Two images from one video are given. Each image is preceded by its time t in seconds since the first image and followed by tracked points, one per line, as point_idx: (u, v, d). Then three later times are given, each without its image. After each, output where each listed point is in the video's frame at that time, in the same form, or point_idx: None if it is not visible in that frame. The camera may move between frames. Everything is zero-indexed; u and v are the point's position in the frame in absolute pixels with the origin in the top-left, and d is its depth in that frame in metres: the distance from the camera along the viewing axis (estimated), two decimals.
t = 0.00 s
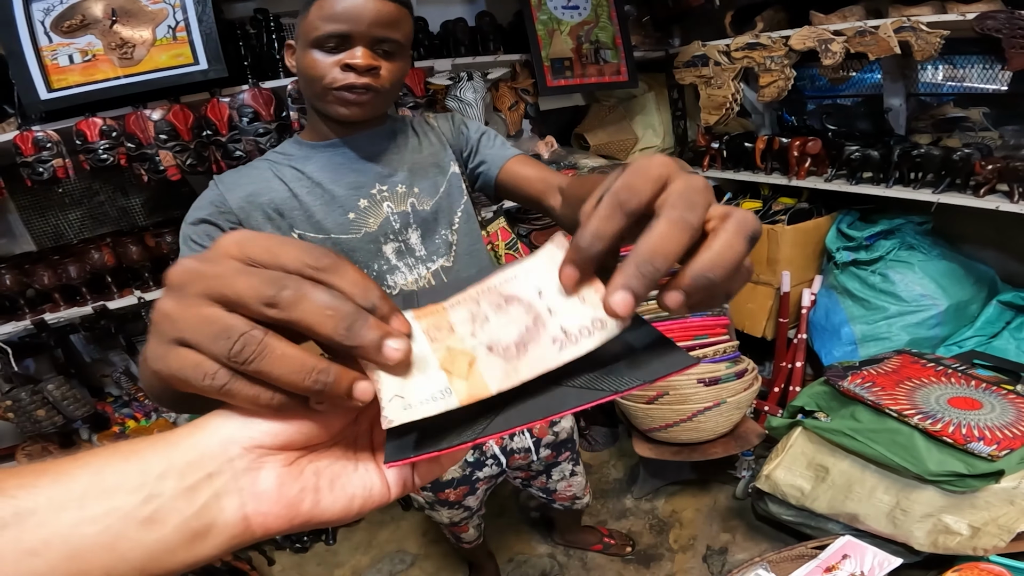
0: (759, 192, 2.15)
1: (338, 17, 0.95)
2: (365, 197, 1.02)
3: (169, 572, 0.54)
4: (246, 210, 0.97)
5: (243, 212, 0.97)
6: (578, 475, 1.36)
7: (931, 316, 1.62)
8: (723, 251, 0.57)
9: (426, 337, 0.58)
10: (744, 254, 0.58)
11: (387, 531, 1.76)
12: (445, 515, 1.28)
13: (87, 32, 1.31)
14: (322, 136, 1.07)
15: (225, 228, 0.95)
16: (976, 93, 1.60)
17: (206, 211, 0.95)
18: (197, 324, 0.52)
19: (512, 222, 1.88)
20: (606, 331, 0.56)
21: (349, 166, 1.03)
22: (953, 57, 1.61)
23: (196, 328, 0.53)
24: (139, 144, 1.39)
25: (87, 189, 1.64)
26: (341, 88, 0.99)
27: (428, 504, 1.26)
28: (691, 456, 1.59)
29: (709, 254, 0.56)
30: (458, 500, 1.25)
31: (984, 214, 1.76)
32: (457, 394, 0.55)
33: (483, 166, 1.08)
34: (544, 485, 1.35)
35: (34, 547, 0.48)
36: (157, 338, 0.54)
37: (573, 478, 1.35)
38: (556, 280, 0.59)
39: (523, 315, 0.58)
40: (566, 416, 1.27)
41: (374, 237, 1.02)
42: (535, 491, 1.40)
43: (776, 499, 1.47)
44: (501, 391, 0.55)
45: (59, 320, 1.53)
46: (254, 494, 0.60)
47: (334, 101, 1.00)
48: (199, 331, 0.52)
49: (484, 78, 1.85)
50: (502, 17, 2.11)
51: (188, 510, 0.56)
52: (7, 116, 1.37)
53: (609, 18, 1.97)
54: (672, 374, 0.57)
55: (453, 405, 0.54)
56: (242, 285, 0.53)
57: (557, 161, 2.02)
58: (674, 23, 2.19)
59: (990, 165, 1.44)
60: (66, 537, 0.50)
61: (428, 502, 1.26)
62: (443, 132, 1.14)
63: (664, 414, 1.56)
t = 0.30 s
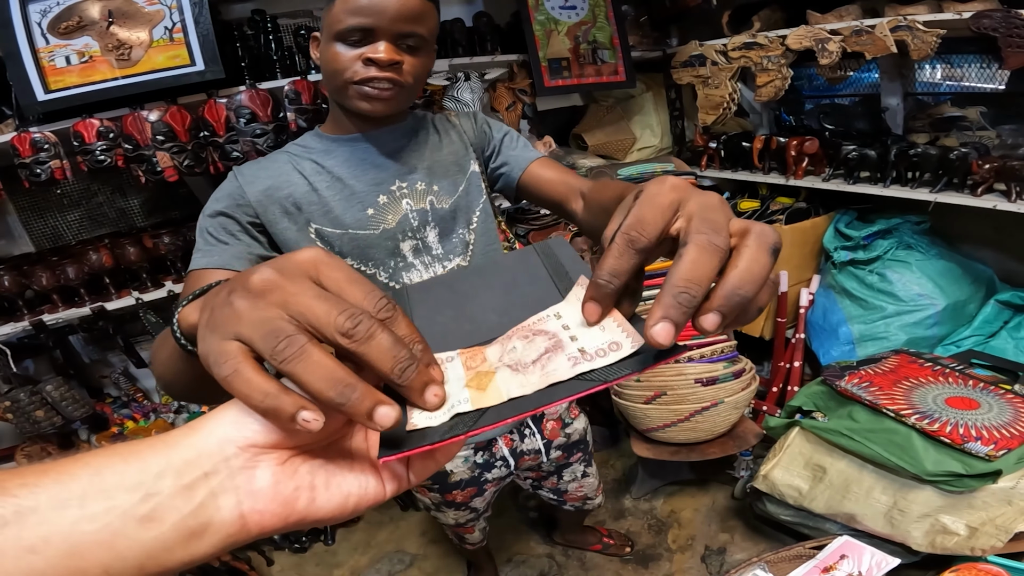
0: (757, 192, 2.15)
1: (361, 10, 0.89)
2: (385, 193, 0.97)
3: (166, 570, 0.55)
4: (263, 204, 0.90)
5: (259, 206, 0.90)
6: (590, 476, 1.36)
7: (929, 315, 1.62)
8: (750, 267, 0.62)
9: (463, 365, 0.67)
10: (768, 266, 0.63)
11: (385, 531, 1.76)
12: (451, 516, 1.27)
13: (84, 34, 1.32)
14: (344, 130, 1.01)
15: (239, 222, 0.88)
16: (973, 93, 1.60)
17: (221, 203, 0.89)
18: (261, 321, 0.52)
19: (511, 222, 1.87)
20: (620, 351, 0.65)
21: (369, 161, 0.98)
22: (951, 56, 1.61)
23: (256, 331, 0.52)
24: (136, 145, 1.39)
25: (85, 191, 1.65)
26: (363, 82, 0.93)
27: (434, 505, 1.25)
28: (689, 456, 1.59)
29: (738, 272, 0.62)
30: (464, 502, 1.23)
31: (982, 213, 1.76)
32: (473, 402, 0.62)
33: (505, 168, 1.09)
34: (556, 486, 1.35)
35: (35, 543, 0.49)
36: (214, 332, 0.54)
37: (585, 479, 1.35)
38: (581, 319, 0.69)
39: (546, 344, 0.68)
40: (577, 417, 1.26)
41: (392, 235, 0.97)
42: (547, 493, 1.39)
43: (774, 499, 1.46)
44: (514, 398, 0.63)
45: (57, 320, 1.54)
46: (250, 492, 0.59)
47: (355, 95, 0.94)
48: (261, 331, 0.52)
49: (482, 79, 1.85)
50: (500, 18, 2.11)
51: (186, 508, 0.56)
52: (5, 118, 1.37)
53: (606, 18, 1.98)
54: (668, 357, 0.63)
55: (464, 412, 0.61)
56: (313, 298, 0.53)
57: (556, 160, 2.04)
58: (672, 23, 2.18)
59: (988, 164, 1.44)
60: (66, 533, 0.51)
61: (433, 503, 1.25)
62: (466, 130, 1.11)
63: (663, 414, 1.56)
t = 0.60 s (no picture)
0: (757, 191, 2.15)
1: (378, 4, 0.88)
2: (398, 188, 0.97)
3: (164, 568, 0.55)
4: (276, 197, 0.90)
5: (272, 199, 0.90)
6: (593, 476, 1.36)
7: (929, 315, 1.62)
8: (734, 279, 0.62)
9: (447, 368, 0.67)
10: (750, 279, 0.64)
11: (385, 531, 1.76)
12: (454, 517, 1.27)
13: (82, 34, 1.32)
14: (359, 124, 1.00)
15: (252, 215, 0.88)
16: (973, 92, 1.59)
17: (234, 195, 0.89)
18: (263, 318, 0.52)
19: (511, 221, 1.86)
20: (597, 381, 0.63)
21: (383, 156, 0.98)
22: (951, 55, 1.61)
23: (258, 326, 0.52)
24: (135, 145, 1.39)
25: (85, 191, 1.65)
26: (381, 77, 0.92)
27: (437, 505, 1.25)
28: (689, 455, 1.59)
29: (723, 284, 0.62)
30: (467, 502, 1.23)
31: (982, 212, 1.76)
32: (447, 411, 0.62)
33: (518, 168, 1.09)
34: (558, 486, 1.35)
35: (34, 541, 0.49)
36: (215, 321, 0.53)
37: (588, 480, 1.35)
38: (570, 341, 0.69)
39: (528, 360, 0.68)
40: (581, 417, 1.27)
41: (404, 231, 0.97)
42: (549, 493, 1.39)
43: (774, 498, 1.46)
44: (487, 413, 0.62)
45: (57, 320, 1.54)
46: (247, 490, 0.58)
47: (371, 90, 0.94)
48: (263, 329, 0.51)
49: (481, 78, 1.85)
50: (499, 17, 2.11)
51: (183, 506, 0.56)
52: (5, 118, 1.37)
53: (605, 17, 1.97)
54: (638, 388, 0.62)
55: (438, 420, 0.62)
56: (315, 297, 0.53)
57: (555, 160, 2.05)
58: (670, 23, 2.18)
59: (988, 163, 1.43)
60: (66, 531, 0.51)
61: (436, 503, 1.24)
62: (481, 129, 1.10)
63: (662, 413, 1.56)
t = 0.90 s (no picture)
0: (758, 191, 2.15)
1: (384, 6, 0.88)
2: (403, 188, 0.97)
3: (168, 567, 0.55)
4: (283, 194, 0.91)
5: (278, 196, 0.90)
6: (594, 477, 1.35)
7: (932, 315, 1.62)
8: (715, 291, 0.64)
9: (455, 368, 0.67)
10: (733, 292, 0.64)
11: (386, 532, 1.76)
12: (453, 516, 1.27)
13: (85, 34, 1.32)
14: (365, 124, 1.00)
15: (257, 212, 0.89)
16: (976, 92, 1.59)
17: (241, 191, 0.89)
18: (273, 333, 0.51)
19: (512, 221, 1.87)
20: (608, 377, 0.65)
21: (389, 156, 0.98)
22: (953, 54, 1.60)
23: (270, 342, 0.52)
24: (138, 146, 1.39)
25: (87, 191, 1.65)
26: (386, 78, 0.92)
27: (436, 504, 1.25)
28: (690, 456, 1.59)
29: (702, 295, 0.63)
30: (467, 502, 1.23)
31: (985, 212, 1.75)
32: (461, 411, 0.63)
33: (524, 171, 1.08)
34: (559, 487, 1.34)
35: (40, 539, 0.49)
36: (225, 338, 0.53)
37: (589, 480, 1.34)
38: (580, 341, 0.69)
39: (538, 358, 0.68)
40: (584, 419, 1.26)
41: (408, 231, 0.97)
42: (549, 493, 1.39)
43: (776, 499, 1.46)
44: (499, 413, 0.63)
45: (59, 320, 1.54)
46: (249, 490, 0.58)
47: (377, 91, 0.94)
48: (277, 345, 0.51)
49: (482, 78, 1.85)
50: (499, 17, 2.11)
51: (187, 505, 0.56)
52: (6, 119, 1.37)
53: (606, 17, 1.97)
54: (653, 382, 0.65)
55: (453, 422, 0.62)
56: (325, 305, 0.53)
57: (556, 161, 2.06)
58: (671, 23, 2.18)
59: (990, 162, 1.43)
60: (70, 530, 0.51)
61: (436, 502, 1.24)
62: (488, 131, 1.10)
63: (663, 414, 1.55)
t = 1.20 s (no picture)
0: (760, 191, 2.15)
1: None
2: (405, 189, 0.97)
3: (166, 565, 0.54)
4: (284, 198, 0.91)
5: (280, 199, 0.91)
6: (593, 477, 1.35)
7: (934, 315, 1.61)
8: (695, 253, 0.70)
9: (453, 365, 0.69)
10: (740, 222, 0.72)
11: (387, 531, 1.77)
12: (454, 516, 1.27)
13: (87, 34, 1.32)
14: (366, 124, 1.00)
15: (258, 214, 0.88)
16: (978, 92, 1.59)
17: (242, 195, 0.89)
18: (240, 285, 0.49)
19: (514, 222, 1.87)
20: (607, 372, 0.64)
21: (390, 157, 0.98)
22: (955, 54, 1.60)
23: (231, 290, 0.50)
24: (140, 146, 1.40)
25: (89, 191, 1.65)
26: (383, 74, 0.92)
27: (436, 503, 1.25)
28: (692, 456, 1.58)
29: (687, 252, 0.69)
30: (468, 502, 1.23)
31: (987, 212, 1.75)
32: (458, 407, 0.63)
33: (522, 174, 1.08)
34: (558, 485, 1.34)
35: (41, 536, 0.49)
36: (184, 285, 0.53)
37: (588, 479, 1.34)
38: (576, 336, 0.70)
39: (536, 354, 0.68)
40: (582, 417, 1.27)
41: (410, 232, 0.96)
42: (548, 492, 1.39)
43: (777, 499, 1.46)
44: (495, 408, 0.62)
45: (61, 320, 1.54)
46: (247, 487, 0.58)
47: (374, 88, 0.94)
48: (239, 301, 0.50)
49: (483, 78, 1.85)
50: (500, 17, 2.11)
51: (185, 502, 0.56)
52: (9, 119, 1.37)
53: (608, 17, 1.97)
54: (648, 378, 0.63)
55: (450, 417, 0.62)
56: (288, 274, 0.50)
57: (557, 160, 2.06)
58: (673, 22, 2.18)
59: (993, 162, 1.43)
60: (70, 527, 0.51)
61: (436, 502, 1.24)
62: (490, 132, 1.10)
63: (664, 414, 1.55)
